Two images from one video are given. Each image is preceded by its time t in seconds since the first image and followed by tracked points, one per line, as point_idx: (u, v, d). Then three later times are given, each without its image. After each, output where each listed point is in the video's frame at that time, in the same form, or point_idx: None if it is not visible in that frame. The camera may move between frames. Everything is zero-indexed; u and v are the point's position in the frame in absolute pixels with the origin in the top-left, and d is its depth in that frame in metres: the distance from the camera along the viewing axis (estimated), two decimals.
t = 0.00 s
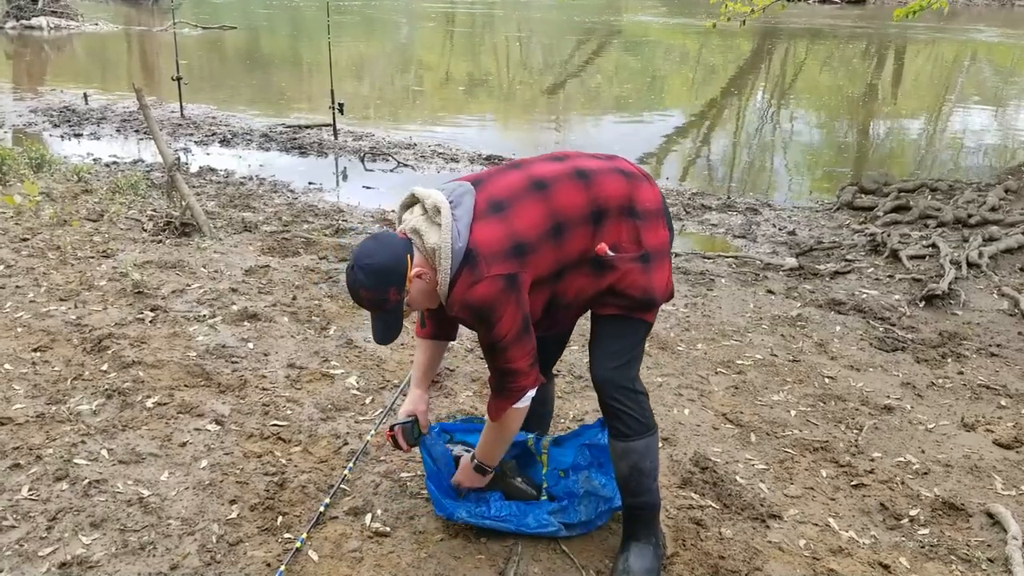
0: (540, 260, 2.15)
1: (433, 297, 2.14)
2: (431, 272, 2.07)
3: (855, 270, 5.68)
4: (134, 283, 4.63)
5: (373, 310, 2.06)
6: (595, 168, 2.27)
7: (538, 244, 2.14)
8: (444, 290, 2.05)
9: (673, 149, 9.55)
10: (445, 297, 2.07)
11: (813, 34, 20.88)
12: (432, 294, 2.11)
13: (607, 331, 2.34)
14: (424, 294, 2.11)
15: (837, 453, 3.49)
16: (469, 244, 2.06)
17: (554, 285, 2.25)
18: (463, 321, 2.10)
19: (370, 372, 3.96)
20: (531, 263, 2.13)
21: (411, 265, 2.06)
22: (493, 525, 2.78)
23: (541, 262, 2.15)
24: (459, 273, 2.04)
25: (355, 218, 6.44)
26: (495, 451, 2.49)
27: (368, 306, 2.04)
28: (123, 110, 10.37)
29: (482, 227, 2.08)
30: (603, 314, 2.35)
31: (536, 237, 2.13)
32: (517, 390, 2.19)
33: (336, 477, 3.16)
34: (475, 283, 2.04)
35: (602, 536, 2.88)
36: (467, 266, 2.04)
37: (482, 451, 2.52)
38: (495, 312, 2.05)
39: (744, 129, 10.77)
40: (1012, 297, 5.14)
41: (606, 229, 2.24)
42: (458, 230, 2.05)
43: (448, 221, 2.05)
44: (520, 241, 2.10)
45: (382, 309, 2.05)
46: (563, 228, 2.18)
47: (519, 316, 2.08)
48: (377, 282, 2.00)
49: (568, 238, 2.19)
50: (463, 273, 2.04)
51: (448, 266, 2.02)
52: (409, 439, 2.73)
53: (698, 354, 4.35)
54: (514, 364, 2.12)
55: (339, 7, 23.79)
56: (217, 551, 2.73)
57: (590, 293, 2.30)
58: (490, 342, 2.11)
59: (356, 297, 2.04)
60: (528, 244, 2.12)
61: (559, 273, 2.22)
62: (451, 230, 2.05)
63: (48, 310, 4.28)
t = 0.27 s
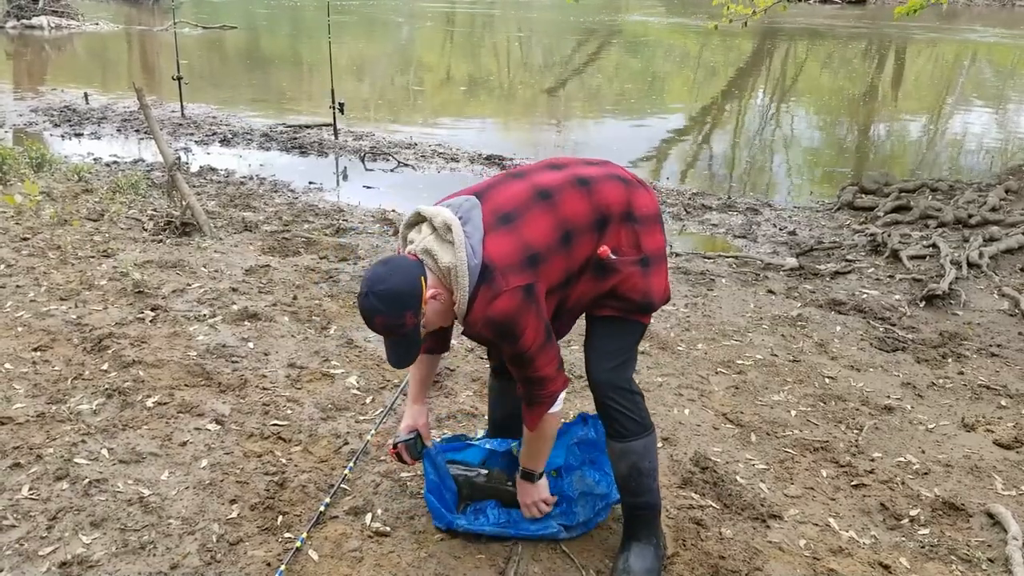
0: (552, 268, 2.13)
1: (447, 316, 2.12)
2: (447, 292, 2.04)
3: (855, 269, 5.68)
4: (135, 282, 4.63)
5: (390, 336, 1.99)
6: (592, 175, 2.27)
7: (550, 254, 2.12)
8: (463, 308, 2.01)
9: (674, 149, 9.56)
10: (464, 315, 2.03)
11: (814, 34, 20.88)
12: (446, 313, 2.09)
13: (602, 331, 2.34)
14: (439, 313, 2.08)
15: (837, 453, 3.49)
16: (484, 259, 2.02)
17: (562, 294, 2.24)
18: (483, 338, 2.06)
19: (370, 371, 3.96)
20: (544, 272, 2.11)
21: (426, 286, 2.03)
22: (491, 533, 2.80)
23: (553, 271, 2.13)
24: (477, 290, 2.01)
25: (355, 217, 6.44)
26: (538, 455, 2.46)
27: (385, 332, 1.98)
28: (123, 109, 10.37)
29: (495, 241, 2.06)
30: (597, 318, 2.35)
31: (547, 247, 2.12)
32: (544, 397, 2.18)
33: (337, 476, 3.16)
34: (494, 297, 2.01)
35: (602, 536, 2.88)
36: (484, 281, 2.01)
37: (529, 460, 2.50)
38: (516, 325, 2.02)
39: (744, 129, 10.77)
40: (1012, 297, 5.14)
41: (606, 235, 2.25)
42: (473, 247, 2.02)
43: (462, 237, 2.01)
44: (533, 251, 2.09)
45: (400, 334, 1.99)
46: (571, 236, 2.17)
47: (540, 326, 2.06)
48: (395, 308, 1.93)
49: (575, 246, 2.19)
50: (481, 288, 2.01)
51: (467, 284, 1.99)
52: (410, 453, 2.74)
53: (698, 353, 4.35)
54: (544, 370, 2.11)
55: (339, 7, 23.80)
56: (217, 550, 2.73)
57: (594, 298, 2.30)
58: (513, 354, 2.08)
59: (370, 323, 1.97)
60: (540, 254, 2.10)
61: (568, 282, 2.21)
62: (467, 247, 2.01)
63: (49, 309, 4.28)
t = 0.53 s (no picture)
0: (561, 276, 2.13)
1: (453, 321, 2.09)
2: (457, 302, 2.02)
3: (855, 269, 5.68)
4: (135, 282, 4.63)
5: (399, 343, 1.97)
6: (599, 179, 2.26)
7: (559, 261, 2.12)
8: (471, 320, 2.00)
9: (673, 149, 9.56)
10: (471, 324, 2.03)
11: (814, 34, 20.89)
12: (453, 321, 2.06)
13: (608, 332, 2.34)
14: (445, 321, 2.05)
15: (837, 453, 3.49)
16: (495, 270, 2.02)
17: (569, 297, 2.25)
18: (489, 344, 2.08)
19: (370, 372, 3.96)
20: (552, 280, 2.12)
21: (438, 295, 1.99)
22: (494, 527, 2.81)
23: (561, 279, 2.14)
24: (487, 300, 2.00)
25: (355, 217, 6.44)
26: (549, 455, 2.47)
27: (394, 339, 1.96)
28: (123, 109, 10.37)
29: (505, 250, 2.05)
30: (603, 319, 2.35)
31: (556, 255, 2.12)
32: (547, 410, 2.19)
33: (337, 476, 3.16)
34: (504, 308, 2.01)
35: (602, 536, 2.88)
36: (495, 293, 2.00)
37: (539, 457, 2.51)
38: (524, 335, 2.03)
39: (744, 129, 10.77)
40: (1012, 297, 5.14)
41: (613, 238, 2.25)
42: (484, 258, 2.00)
43: (474, 249, 1.99)
44: (542, 260, 2.09)
45: (409, 341, 1.97)
46: (579, 241, 2.18)
47: (547, 338, 2.07)
48: (408, 318, 1.91)
49: (583, 252, 2.19)
50: (491, 299, 2.00)
51: (478, 295, 1.97)
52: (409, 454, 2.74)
53: (698, 353, 4.35)
54: (546, 386, 2.13)
55: (339, 7, 23.81)
56: (217, 550, 2.73)
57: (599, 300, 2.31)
58: (518, 362, 2.10)
59: (379, 329, 1.95)
60: (550, 263, 2.10)
61: (575, 286, 2.22)
62: (478, 258, 1.99)
63: (49, 309, 4.28)
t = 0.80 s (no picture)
0: (558, 251, 2.11)
1: (451, 307, 2.10)
2: (453, 286, 2.03)
3: (856, 269, 5.68)
4: (135, 282, 4.63)
5: (395, 327, 1.99)
6: (597, 169, 2.27)
7: (554, 238, 2.11)
8: (468, 296, 2.00)
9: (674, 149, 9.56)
10: (469, 303, 2.02)
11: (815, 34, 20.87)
12: (450, 306, 2.07)
13: (614, 328, 2.35)
14: (443, 307, 2.05)
15: (838, 453, 3.49)
16: (486, 244, 2.01)
17: (571, 282, 2.22)
18: (494, 323, 2.03)
19: (371, 371, 3.96)
20: (548, 256, 2.10)
21: (435, 280, 2.00)
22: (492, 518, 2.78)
23: (558, 255, 2.12)
24: (479, 274, 1.99)
25: (356, 217, 6.44)
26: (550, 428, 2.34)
27: (390, 323, 1.98)
28: (124, 109, 10.38)
29: (497, 226, 2.05)
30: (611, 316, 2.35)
31: (551, 231, 2.10)
32: (585, 367, 2.12)
33: (337, 476, 3.16)
34: (498, 280, 1.99)
35: (603, 535, 2.89)
36: (487, 265, 1.99)
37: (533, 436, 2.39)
38: (524, 304, 1.99)
39: (745, 129, 10.77)
40: (1012, 298, 5.14)
41: (614, 226, 2.24)
42: (473, 233, 2.01)
43: (463, 225, 2.01)
44: (535, 234, 2.08)
45: (405, 326, 1.98)
46: (576, 223, 2.16)
47: (554, 301, 2.03)
48: (403, 299, 1.93)
49: (580, 233, 2.17)
50: (484, 271, 1.99)
51: (470, 269, 1.97)
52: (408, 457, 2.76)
53: (699, 353, 4.35)
54: (572, 340, 2.07)
55: (340, 7, 23.81)
56: (217, 550, 2.73)
57: (605, 290, 2.28)
58: (532, 334, 2.05)
59: (376, 314, 1.97)
60: (544, 238, 2.09)
61: (575, 270, 2.20)
62: (468, 234, 2.00)
63: (49, 309, 4.28)
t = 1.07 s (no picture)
0: (558, 226, 2.12)
1: (443, 286, 2.14)
2: (446, 263, 2.08)
3: (856, 268, 5.68)
4: (135, 281, 4.63)
5: (386, 304, 2.02)
6: (601, 161, 2.28)
7: (551, 214, 2.12)
8: (464, 269, 2.04)
9: (675, 148, 9.55)
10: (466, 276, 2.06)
11: (815, 33, 20.86)
12: (442, 285, 2.11)
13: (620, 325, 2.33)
14: (434, 286, 2.10)
15: (838, 452, 3.49)
16: (480, 218, 2.06)
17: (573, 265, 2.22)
18: (500, 291, 2.05)
19: (371, 371, 3.96)
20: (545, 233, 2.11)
21: (426, 258, 2.05)
22: (502, 497, 2.77)
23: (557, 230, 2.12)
24: (474, 246, 2.04)
25: (356, 217, 6.44)
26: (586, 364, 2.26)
27: (382, 299, 2.00)
28: (124, 108, 10.37)
29: (491, 202, 2.09)
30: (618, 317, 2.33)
31: (549, 207, 2.12)
32: (608, 295, 2.08)
33: (337, 475, 3.16)
34: (494, 250, 2.02)
35: (603, 535, 2.88)
36: (481, 237, 2.03)
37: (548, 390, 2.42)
38: (525, 267, 2.00)
39: (745, 128, 10.77)
40: (1013, 297, 5.14)
41: (616, 215, 2.23)
42: (466, 208, 2.06)
43: (456, 200, 2.06)
44: (532, 207, 2.10)
45: (396, 303, 2.01)
46: (575, 204, 2.18)
47: (557, 256, 2.03)
48: (394, 275, 1.96)
49: (580, 214, 2.18)
50: (479, 244, 2.03)
51: (462, 243, 2.02)
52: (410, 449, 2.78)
53: (699, 353, 4.35)
54: (586, 278, 2.04)
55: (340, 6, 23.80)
56: (218, 550, 2.73)
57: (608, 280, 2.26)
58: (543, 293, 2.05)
59: (368, 290, 2.00)
60: (541, 211, 2.10)
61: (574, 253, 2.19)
62: (460, 209, 2.06)
63: (49, 309, 4.28)
